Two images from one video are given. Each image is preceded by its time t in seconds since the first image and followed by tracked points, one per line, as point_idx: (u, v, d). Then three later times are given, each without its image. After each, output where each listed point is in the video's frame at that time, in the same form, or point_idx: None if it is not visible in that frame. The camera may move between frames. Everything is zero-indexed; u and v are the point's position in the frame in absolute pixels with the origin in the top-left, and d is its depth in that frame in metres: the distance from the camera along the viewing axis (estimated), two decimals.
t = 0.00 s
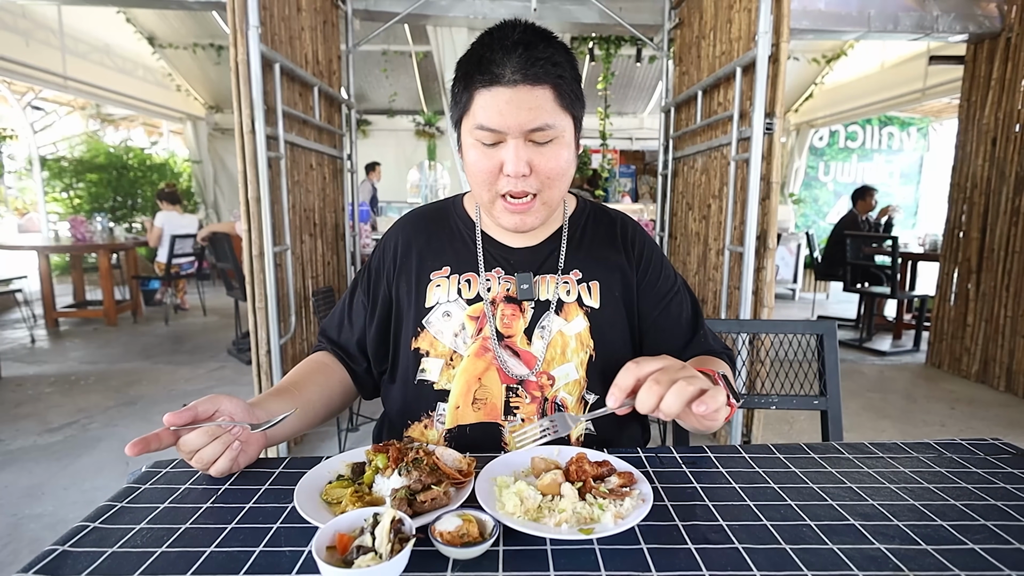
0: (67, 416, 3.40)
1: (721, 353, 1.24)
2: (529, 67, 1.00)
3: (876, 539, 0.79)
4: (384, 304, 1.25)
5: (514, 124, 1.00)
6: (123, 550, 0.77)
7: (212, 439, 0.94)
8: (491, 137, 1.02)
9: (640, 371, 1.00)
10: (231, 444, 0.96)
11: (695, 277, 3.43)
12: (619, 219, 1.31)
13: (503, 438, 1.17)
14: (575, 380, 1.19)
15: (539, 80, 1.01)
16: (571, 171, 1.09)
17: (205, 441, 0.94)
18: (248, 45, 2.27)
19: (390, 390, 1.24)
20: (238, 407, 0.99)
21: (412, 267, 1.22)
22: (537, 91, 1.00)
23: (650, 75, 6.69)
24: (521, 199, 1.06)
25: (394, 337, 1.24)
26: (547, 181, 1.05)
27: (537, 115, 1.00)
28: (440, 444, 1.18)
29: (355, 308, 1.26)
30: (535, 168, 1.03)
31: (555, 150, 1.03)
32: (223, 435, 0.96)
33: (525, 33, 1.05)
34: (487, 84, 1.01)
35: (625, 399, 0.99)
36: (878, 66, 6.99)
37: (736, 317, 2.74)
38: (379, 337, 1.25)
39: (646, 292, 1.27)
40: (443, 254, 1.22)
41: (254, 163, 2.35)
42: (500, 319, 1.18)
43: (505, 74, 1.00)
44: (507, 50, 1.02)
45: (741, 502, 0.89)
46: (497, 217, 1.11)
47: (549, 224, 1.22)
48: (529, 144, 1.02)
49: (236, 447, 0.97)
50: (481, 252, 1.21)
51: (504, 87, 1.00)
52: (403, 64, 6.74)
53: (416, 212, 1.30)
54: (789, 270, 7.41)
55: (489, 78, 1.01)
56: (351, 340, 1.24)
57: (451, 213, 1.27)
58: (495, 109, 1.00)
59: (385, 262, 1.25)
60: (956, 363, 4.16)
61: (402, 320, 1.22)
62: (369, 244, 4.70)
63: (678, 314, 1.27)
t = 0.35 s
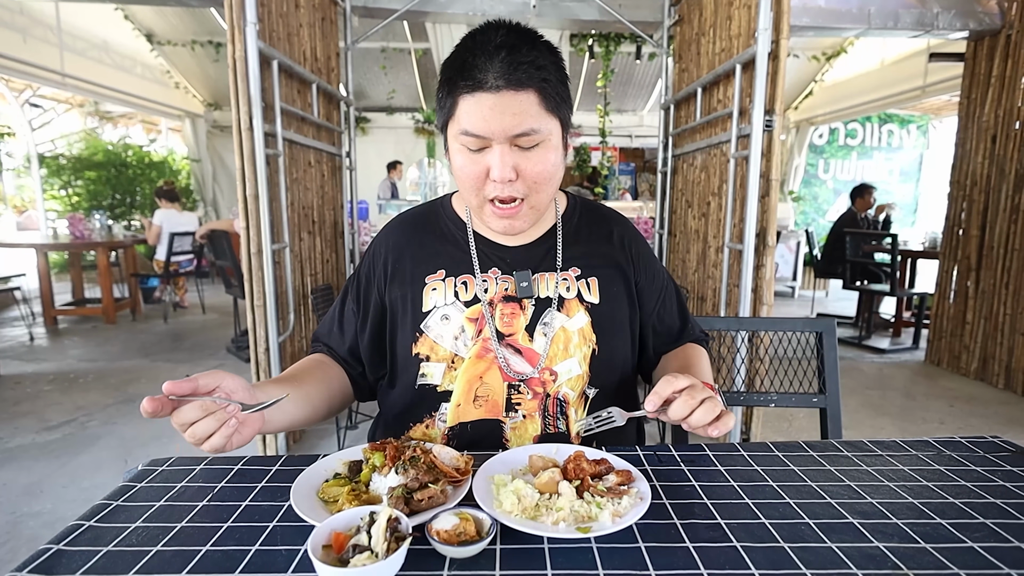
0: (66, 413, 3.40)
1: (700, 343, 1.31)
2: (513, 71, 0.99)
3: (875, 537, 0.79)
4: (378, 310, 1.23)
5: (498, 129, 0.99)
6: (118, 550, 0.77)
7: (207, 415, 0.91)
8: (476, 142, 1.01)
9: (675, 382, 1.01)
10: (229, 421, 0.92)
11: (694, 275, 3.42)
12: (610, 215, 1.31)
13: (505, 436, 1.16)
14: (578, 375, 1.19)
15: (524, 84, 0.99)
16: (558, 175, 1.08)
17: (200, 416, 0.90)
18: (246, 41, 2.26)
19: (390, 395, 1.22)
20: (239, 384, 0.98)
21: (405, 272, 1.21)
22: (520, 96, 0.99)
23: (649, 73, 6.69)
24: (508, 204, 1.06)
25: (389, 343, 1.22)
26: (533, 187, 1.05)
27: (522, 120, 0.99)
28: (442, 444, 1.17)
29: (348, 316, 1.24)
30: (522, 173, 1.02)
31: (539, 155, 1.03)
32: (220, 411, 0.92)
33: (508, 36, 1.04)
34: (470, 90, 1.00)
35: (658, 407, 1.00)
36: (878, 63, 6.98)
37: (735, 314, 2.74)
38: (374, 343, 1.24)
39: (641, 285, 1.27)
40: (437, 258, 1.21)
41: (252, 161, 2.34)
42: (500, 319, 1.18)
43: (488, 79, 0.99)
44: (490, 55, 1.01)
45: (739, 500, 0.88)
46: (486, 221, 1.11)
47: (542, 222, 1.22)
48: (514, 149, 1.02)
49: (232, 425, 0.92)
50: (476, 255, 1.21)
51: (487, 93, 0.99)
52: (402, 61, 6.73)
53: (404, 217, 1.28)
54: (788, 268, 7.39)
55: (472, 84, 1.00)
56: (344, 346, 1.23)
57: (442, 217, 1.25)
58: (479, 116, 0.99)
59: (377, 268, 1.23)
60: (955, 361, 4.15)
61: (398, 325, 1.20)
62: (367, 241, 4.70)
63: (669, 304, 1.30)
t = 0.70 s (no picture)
0: (66, 413, 3.39)
1: (696, 343, 1.31)
2: (503, 69, 0.99)
3: (878, 537, 0.78)
4: (378, 308, 1.23)
5: (487, 127, 0.98)
6: (117, 549, 0.76)
7: (236, 412, 0.90)
8: (467, 140, 1.01)
9: (658, 397, 1.02)
10: (252, 422, 0.92)
11: (694, 273, 3.42)
12: (609, 214, 1.31)
13: (504, 433, 1.16)
14: (576, 373, 1.19)
15: (513, 82, 0.99)
16: (553, 172, 1.08)
17: (230, 411, 0.90)
18: (245, 40, 2.25)
19: (391, 393, 1.22)
20: (266, 380, 0.99)
21: (406, 270, 1.20)
22: (510, 93, 0.98)
23: (649, 71, 6.68)
24: (502, 201, 1.06)
25: (389, 340, 1.22)
26: (525, 184, 1.04)
27: (512, 118, 0.98)
28: (441, 440, 1.17)
29: (347, 313, 1.23)
30: (512, 171, 1.02)
31: (531, 152, 1.02)
32: (248, 410, 0.92)
33: (498, 35, 1.04)
34: (460, 87, 1.00)
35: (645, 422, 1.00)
36: (878, 61, 6.97)
37: (735, 313, 2.74)
38: (375, 341, 1.24)
39: (640, 284, 1.27)
40: (437, 256, 1.21)
41: (252, 160, 2.34)
42: (500, 317, 1.17)
43: (478, 77, 0.99)
44: (479, 54, 1.01)
45: (741, 499, 0.88)
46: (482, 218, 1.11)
47: (540, 219, 1.22)
48: (505, 147, 1.01)
49: (255, 426, 0.93)
50: (476, 253, 1.20)
51: (477, 91, 0.99)
52: (402, 59, 6.72)
53: (404, 214, 1.28)
54: (788, 266, 7.38)
55: (462, 82, 1.00)
56: (344, 343, 1.22)
57: (442, 215, 1.25)
58: (469, 113, 0.99)
59: (377, 265, 1.23)
60: (955, 360, 4.15)
61: (398, 323, 1.20)
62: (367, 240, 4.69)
63: (667, 303, 1.30)
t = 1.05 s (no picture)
0: (67, 409, 3.39)
1: (700, 341, 1.30)
2: (505, 62, 0.98)
3: (881, 532, 0.78)
4: (381, 302, 1.22)
5: (489, 121, 0.98)
6: (118, 545, 0.76)
7: (241, 398, 0.91)
8: (468, 135, 1.01)
9: (657, 392, 1.02)
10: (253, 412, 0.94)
11: (695, 270, 3.42)
12: (613, 211, 1.31)
13: (504, 429, 1.16)
14: (578, 370, 1.18)
15: (516, 74, 0.99)
16: (556, 168, 1.07)
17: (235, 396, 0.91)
18: (245, 34, 2.24)
19: (392, 389, 1.21)
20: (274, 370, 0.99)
21: (409, 265, 1.20)
22: (513, 86, 0.98)
23: (650, 66, 6.66)
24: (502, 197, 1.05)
25: (391, 335, 1.21)
26: (527, 180, 1.03)
27: (514, 112, 0.98)
28: (442, 435, 1.17)
29: (350, 307, 1.23)
30: (514, 166, 1.01)
31: (534, 147, 1.01)
32: (253, 399, 0.93)
33: (501, 29, 1.03)
34: (462, 82, 1.00)
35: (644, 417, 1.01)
36: (880, 56, 6.94)
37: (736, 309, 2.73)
38: (376, 336, 1.23)
39: (643, 283, 1.27)
40: (440, 251, 1.20)
41: (252, 156, 2.33)
42: (503, 314, 1.17)
43: (480, 71, 0.99)
44: (481, 47, 1.00)
45: (744, 495, 0.87)
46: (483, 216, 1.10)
47: (543, 216, 1.21)
48: (507, 142, 1.00)
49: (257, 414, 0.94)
50: (480, 250, 1.20)
51: (479, 84, 0.98)
52: (402, 55, 6.70)
53: (408, 209, 1.27)
54: (789, 262, 7.37)
55: (464, 76, 1.00)
56: (346, 337, 1.22)
57: (446, 211, 1.25)
58: (470, 106, 0.98)
59: (380, 259, 1.22)
60: (956, 355, 4.15)
61: (400, 318, 1.20)
62: (368, 236, 4.68)
63: (670, 302, 1.29)
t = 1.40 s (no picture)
0: (69, 407, 3.40)
1: (703, 337, 1.30)
2: (523, 25, 1.05)
3: (885, 531, 0.78)
4: (385, 300, 1.22)
5: (513, 76, 1.02)
6: (120, 542, 0.76)
7: (265, 365, 0.89)
8: (490, 96, 1.02)
9: (657, 395, 1.03)
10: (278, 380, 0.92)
11: (697, 268, 3.41)
12: (613, 208, 1.31)
13: (507, 429, 1.16)
14: (581, 370, 1.18)
15: (533, 38, 1.05)
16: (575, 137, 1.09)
17: (261, 363, 0.89)
18: (246, 33, 2.24)
19: (396, 389, 1.21)
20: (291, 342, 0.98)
21: (413, 263, 1.20)
22: (532, 47, 1.04)
23: (652, 64, 6.65)
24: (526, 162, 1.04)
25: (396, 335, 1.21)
26: (551, 140, 1.04)
27: (535, 67, 1.03)
28: (445, 435, 1.17)
29: (352, 304, 1.21)
30: (539, 127, 1.02)
31: (556, 106, 1.04)
32: (278, 364, 0.91)
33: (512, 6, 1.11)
34: (483, 45, 1.05)
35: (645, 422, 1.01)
36: (883, 54, 6.92)
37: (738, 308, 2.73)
38: (381, 336, 1.23)
39: (645, 280, 1.27)
40: (444, 250, 1.20)
41: (253, 154, 2.33)
42: (507, 314, 1.17)
43: (499, 35, 1.04)
44: (498, 15, 1.06)
45: (746, 494, 0.87)
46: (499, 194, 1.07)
47: (546, 211, 1.21)
48: (530, 102, 1.03)
49: (280, 381, 0.92)
50: (484, 248, 1.20)
51: (501, 46, 1.04)
52: (404, 53, 6.69)
53: (410, 207, 1.27)
54: (791, 261, 7.36)
55: (486, 38, 1.05)
56: (349, 337, 1.20)
57: (449, 209, 1.24)
58: (492, 65, 1.02)
59: (384, 257, 1.22)
60: (959, 355, 4.14)
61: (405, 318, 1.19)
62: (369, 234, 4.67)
63: (671, 298, 1.29)
